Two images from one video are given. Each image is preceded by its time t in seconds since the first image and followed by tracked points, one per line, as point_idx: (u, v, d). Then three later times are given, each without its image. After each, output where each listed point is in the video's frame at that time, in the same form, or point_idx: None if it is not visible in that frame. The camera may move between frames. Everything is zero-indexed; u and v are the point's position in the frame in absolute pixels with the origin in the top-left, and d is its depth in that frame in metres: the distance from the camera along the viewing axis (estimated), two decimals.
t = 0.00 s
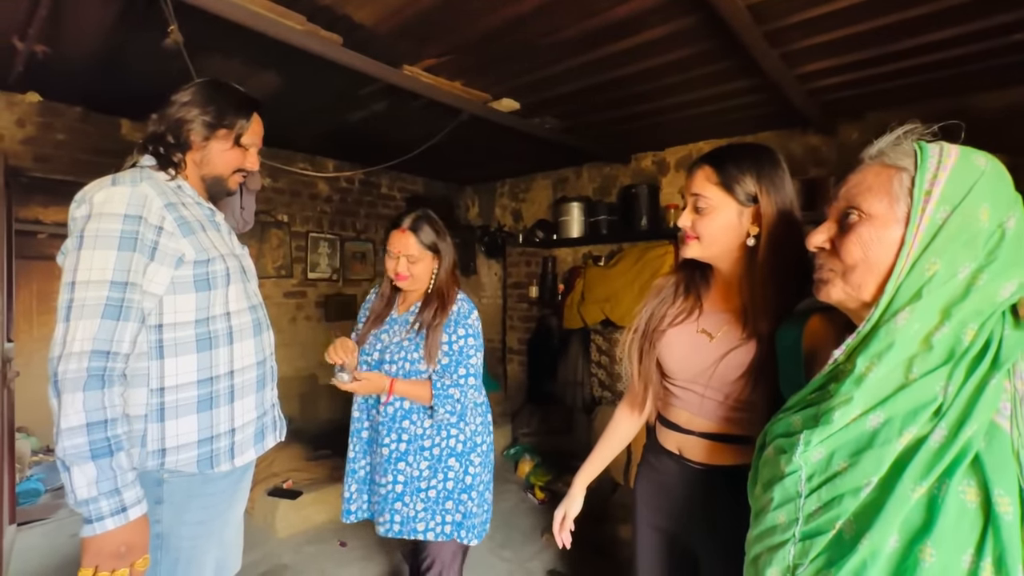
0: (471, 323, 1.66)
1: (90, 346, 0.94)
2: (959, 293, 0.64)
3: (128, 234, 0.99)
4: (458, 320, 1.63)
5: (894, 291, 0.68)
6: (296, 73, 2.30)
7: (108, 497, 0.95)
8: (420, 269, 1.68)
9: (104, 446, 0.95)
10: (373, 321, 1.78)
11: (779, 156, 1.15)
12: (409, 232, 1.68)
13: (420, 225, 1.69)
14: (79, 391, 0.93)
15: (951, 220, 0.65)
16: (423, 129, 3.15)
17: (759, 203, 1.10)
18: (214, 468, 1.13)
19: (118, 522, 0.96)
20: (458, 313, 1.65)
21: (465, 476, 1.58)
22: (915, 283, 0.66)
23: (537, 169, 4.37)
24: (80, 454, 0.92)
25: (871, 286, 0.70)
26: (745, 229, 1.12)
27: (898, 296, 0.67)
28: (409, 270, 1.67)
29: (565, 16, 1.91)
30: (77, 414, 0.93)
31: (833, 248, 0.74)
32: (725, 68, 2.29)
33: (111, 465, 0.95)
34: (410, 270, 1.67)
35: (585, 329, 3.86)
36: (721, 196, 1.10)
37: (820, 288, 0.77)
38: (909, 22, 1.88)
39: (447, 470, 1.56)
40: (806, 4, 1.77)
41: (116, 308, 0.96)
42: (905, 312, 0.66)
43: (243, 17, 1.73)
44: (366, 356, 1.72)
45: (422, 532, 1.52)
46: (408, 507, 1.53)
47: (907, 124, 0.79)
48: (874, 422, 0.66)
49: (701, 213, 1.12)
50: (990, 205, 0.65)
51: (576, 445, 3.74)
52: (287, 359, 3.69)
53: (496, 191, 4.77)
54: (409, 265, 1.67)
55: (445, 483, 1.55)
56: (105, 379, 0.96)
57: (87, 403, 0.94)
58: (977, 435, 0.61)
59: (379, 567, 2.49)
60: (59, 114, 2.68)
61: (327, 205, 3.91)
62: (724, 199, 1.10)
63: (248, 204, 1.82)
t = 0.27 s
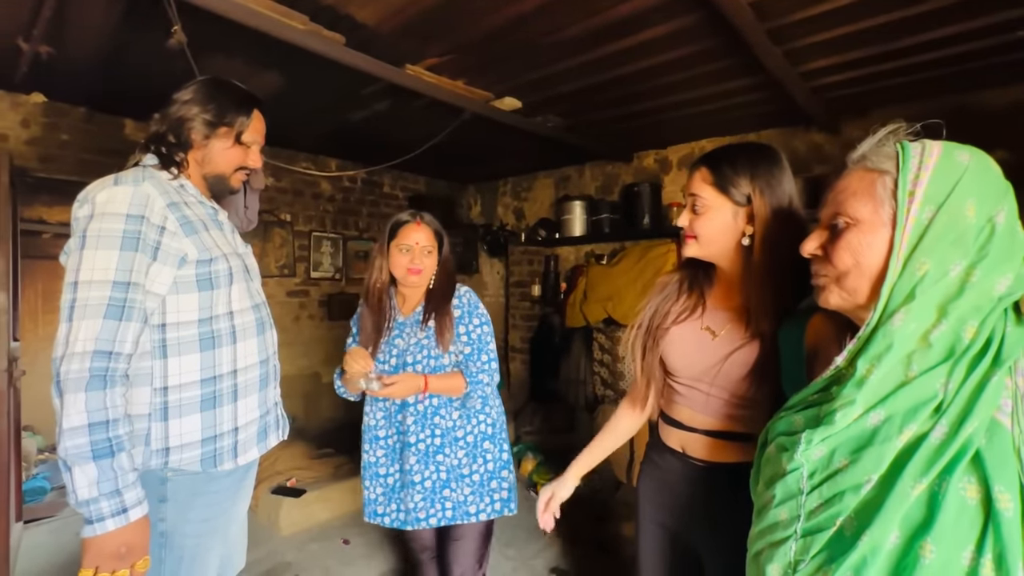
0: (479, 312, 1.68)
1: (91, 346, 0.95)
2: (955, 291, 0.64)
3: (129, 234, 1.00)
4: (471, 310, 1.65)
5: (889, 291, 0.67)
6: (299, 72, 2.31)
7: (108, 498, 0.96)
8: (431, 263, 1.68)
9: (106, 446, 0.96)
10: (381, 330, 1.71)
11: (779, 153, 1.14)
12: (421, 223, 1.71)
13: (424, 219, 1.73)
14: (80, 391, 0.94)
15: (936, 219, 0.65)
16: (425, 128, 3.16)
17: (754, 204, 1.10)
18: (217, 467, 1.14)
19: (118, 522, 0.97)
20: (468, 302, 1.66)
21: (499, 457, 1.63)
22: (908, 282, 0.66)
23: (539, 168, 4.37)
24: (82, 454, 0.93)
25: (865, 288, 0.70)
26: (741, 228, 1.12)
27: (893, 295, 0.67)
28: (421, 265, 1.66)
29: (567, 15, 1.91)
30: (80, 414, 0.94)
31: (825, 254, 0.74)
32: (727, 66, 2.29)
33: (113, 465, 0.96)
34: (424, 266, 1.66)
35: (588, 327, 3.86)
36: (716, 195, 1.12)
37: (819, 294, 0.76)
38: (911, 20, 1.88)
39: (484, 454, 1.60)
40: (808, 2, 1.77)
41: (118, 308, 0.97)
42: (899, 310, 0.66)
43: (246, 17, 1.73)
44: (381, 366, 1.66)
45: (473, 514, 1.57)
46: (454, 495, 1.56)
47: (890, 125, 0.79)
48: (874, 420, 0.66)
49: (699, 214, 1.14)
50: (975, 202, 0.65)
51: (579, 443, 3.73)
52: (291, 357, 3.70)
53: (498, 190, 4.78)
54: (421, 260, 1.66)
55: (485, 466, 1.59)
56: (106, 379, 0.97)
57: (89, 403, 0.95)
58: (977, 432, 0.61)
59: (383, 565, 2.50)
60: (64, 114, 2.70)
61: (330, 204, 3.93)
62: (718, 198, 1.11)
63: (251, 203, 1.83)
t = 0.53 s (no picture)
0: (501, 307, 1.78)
1: (94, 345, 0.97)
2: (952, 285, 0.65)
3: (131, 232, 1.02)
4: (497, 306, 1.75)
5: (884, 287, 0.68)
6: (304, 71, 2.32)
7: (111, 497, 0.97)
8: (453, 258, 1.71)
9: (108, 445, 0.97)
10: (405, 321, 1.71)
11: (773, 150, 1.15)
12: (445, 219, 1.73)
13: (447, 215, 1.76)
14: (83, 389, 0.96)
15: (929, 213, 0.66)
16: (430, 126, 3.17)
17: (745, 203, 1.10)
18: (222, 464, 1.15)
19: (121, 521, 0.98)
20: (494, 299, 1.76)
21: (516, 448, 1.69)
22: (903, 277, 0.66)
23: (543, 165, 4.37)
24: (84, 452, 0.95)
25: (864, 286, 0.72)
26: (736, 228, 1.13)
27: (889, 290, 0.67)
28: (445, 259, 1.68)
29: (570, 12, 1.91)
30: (83, 412, 0.95)
31: (823, 252, 0.75)
32: (731, 62, 2.28)
33: (115, 462, 0.98)
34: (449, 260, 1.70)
35: (592, 325, 3.87)
36: (709, 200, 1.12)
37: (822, 293, 0.78)
38: (917, 14, 1.87)
39: (503, 446, 1.66)
40: None
41: (120, 306, 0.99)
42: (896, 305, 0.66)
43: (251, 16, 1.75)
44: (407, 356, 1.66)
45: (487, 503, 1.62)
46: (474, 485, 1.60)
47: (882, 122, 0.81)
48: (876, 415, 0.67)
49: (696, 216, 1.15)
50: (967, 195, 0.65)
51: (584, 441, 3.71)
52: (297, 355, 3.73)
53: (503, 188, 4.78)
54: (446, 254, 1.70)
55: (503, 457, 1.66)
56: (109, 378, 0.98)
57: (91, 402, 0.96)
58: (980, 426, 0.61)
59: (389, 560, 2.52)
60: (72, 114, 2.73)
61: (335, 202, 3.95)
62: (712, 202, 1.12)
63: (259, 199, 1.85)
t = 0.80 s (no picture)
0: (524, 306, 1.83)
1: (84, 347, 0.93)
2: (943, 282, 0.65)
3: (124, 231, 0.98)
4: (522, 305, 1.80)
5: (873, 285, 0.69)
6: (307, 71, 2.34)
7: (100, 504, 0.93)
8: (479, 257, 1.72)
9: (98, 449, 0.94)
10: (434, 318, 1.71)
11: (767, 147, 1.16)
12: (467, 221, 1.72)
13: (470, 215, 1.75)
14: (72, 392, 0.92)
15: (914, 211, 0.67)
16: (432, 124, 3.18)
17: (739, 200, 1.10)
18: (220, 467, 1.12)
19: (110, 529, 0.95)
20: (518, 298, 1.81)
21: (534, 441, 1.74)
22: (892, 275, 0.67)
23: (545, 164, 4.38)
24: (73, 457, 0.92)
25: (853, 283, 0.73)
26: (732, 224, 1.13)
27: (880, 288, 0.68)
28: (472, 260, 1.69)
29: (572, 10, 1.92)
30: (72, 416, 0.92)
31: (813, 252, 0.77)
32: (733, 59, 2.28)
33: (107, 466, 0.94)
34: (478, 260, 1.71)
35: (595, 323, 3.87)
36: (705, 197, 1.13)
37: (815, 290, 0.79)
38: (919, 10, 1.87)
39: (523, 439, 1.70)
40: None
41: (112, 306, 0.95)
42: (888, 303, 0.67)
43: (255, 17, 1.76)
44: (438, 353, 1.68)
45: (510, 496, 1.66)
46: (499, 478, 1.64)
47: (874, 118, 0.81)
48: (872, 412, 0.67)
49: (693, 215, 1.16)
50: (953, 191, 0.66)
51: (587, 438, 3.73)
52: (301, 353, 3.75)
53: (505, 186, 4.80)
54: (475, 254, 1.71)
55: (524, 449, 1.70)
56: (100, 380, 0.94)
57: (81, 405, 0.92)
58: (975, 423, 0.62)
59: (393, 556, 2.54)
60: (78, 115, 2.75)
61: (338, 201, 3.97)
62: (709, 199, 1.13)
63: (264, 198, 1.87)
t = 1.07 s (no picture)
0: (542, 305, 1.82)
1: (73, 350, 0.93)
2: (940, 282, 0.66)
3: (114, 232, 0.98)
4: (540, 305, 1.79)
5: (866, 286, 0.69)
6: (311, 70, 2.35)
7: (94, 513, 0.93)
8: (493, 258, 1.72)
9: (91, 457, 0.94)
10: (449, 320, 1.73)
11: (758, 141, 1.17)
12: (478, 225, 1.72)
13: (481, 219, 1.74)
14: (63, 398, 0.92)
15: (910, 211, 0.67)
16: (436, 123, 3.18)
17: (731, 194, 1.12)
18: (212, 473, 1.12)
19: (104, 540, 0.95)
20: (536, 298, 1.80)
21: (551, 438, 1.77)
22: (886, 275, 0.68)
23: (549, 162, 4.38)
24: (65, 465, 0.92)
25: (849, 282, 0.73)
26: (722, 218, 1.14)
27: (873, 288, 0.68)
28: (483, 262, 1.70)
29: (574, 8, 1.92)
30: (63, 420, 0.92)
31: (810, 249, 0.77)
32: (737, 56, 2.28)
33: (100, 472, 0.94)
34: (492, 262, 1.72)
35: (599, 321, 3.87)
36: (697, 190, 1.14)
37: (808, 289, 0.80)
38: (924, 6, 1.86)
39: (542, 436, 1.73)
40: None
41: (103, 310, 0.95)
42: (883, 303, 0.67)
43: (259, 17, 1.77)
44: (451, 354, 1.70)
45: (531, 494, 1.68)
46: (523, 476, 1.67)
47: (875, 114, 0.81)
48: (869, 412, 0.68)
49: (686, 208, 1.17)
50: (949, 191, 0.66)
51: (591, 436, 3.74)
52: (306, 351, 3.78)
53: (509, 184, 4.80)
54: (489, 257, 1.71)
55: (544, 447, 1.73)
56: (91, 385, 0.94)
57: (73, 411, 0.92)
58: (971, 423, 0.62)
59: (398, 553, 2.56)
60: (85, 115, 2.78)
61: (342, 200, 3.98)
62: (701, 192, 1.14)
63: (269, 197, 1.89)
